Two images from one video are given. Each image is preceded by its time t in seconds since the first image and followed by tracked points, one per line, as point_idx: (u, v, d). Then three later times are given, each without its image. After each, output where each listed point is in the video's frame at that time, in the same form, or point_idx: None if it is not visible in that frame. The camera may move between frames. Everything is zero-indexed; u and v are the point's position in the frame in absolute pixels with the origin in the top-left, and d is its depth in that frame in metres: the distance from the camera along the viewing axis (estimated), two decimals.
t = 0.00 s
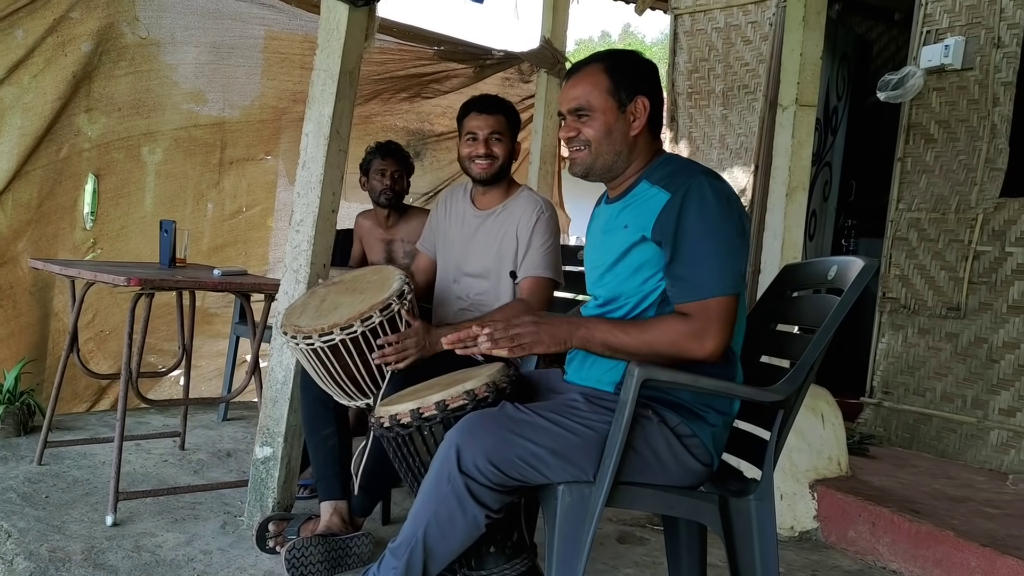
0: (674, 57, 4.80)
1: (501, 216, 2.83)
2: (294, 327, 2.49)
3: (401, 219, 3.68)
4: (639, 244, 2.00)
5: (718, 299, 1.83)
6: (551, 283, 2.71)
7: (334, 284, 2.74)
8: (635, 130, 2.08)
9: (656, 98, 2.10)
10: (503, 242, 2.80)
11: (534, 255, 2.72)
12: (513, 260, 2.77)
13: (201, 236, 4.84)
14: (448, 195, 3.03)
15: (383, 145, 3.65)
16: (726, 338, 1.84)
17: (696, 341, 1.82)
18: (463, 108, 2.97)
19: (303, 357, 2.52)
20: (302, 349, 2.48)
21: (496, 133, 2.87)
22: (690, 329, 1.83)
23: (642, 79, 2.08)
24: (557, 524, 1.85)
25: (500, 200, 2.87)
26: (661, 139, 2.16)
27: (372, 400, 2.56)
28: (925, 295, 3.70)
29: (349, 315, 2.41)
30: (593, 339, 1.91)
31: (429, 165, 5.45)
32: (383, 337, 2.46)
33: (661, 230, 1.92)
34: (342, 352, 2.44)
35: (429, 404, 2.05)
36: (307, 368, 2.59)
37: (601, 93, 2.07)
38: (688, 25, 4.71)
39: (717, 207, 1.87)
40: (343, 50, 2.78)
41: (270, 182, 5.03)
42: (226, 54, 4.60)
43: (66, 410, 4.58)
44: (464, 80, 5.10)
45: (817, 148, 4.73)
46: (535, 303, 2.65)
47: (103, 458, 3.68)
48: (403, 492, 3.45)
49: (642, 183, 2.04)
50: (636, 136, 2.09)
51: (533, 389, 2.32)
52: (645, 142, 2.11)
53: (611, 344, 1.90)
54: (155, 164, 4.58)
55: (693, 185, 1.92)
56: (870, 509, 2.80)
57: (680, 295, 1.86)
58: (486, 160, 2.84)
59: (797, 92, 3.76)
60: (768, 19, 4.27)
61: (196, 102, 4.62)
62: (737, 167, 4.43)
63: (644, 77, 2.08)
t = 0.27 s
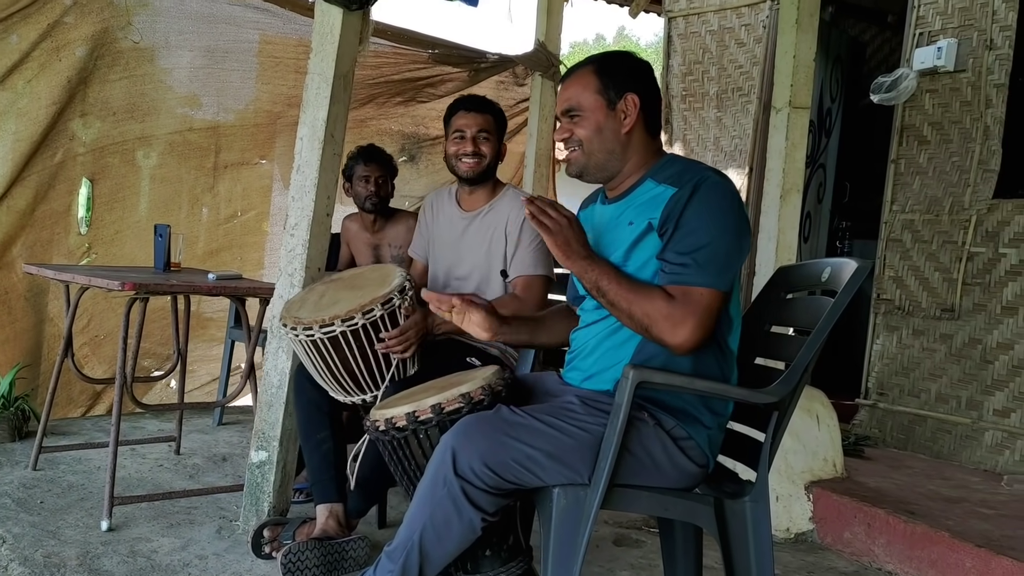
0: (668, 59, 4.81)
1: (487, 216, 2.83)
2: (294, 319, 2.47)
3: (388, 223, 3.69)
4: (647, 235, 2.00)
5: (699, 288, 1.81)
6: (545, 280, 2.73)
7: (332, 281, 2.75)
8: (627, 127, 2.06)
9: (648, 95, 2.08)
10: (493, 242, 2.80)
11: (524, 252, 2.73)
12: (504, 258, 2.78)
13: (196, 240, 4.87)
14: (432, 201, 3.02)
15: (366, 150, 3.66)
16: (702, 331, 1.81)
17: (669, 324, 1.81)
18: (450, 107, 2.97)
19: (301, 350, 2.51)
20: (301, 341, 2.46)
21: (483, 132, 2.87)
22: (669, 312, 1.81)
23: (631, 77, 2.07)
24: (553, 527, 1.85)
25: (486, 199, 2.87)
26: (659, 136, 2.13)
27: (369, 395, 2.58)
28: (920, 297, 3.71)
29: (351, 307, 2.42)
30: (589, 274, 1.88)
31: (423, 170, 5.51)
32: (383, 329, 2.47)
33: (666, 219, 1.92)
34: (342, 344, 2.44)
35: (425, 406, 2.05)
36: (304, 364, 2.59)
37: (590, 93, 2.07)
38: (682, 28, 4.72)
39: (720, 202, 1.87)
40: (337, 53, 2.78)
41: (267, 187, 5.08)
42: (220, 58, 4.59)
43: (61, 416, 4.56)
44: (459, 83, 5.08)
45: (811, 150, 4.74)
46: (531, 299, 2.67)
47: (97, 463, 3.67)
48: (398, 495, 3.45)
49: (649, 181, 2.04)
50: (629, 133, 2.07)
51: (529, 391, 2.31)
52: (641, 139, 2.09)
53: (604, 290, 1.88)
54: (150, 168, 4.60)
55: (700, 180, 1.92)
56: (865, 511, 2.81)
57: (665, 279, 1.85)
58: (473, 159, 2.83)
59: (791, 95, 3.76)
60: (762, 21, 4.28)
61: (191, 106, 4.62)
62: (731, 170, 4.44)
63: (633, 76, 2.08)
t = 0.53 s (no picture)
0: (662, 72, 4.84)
1: (473, 226, 2.84)
2: (287, 344, 2.47)
3: (382, 238, 3.70)
4: (636, 247, 2.00)
5: (693, 299, 1.81)
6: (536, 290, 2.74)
7: (326, 301, 2.75)
8: (624, 133, 2.08)
9: (646, 102, 2.09)
10: (480, 253, 2.81)
11: (512, 263, 2.74)
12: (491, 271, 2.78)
13: (192, 256, 4.84)
14: (417, 214, 3.03)
15: (360, 166, 3.68)
16: (698, 343, 1.81)
17: (665, 338, 1.81)
18: (425, 120, 2.95)
19: (295, 375, 2.52)
20: (295, 367, 2.47)
21: (462, 144, 2.85)
22: (664, 327, 1.82)
23: (630, 85, 2.08)
24: (550, 541, 1.85)
25: (471, 211, 2.88)
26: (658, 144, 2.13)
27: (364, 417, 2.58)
28: (915, 307, 3.73)
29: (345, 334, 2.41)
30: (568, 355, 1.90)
31: (418, 183, 5.45)
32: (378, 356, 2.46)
33: (657, 228, 1.93)
34: (336, 370, 2.44)
35: (422, 421, 2.05)
36: (299, 387, 2.59)
37: (590, 99, 2.09)
38: (674, 40, 4.75)
39: (711, 212, 1.88)
40: (331, 69, 2.80)
41: (262, 203, 5.04)
42: (215, 74, 4.64)
43: (56, 433, 4.55)
44: (452, 97, 5.07)
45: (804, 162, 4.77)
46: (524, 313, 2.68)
47: (94, 479, 3.66)
48: (396, 510, 3.44)
49: (642, 189, 2.04)
50: (625, 138, 2.08)
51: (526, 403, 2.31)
52: (638, 145, 2.09)
53: (590, 358, 1.89)
54: (146, 185, 4.59)
55: (690, 189, 1.93)
56: (863, 521, 2.81)
57: (659, 292, 1.86)
58: (451, 174, 2.83)
59: (783, 106, 3.78)
60: (754, 33, 4.31)
61: (187, 122, 4.63)
62: (725, 181, 4.46)
63: (634, 83, 2.09)
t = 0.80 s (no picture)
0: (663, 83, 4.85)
1: (472, 240, 2.84)
2: (289, 359, 2.48)
3: (384, 249, 3.71)
4: (623, 251, 2.01)
5: (662, 308, 1.82)
6: (535, 303, 2.73)
7: (327, 314, 2.75)
8: (628, 142, 2.08)
9: (654, 114, 2.09)
10: (479, 267, 2.80)
11: (510, 278, 2.73)
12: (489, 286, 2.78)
13: (194, 269, 4.85)
14: (417, 227, 3.04)
15: (360, 179, 3.69)
16: (660, 350, 1.82)
17: (627, 343, 1.83)
18: (423, 136, 2.95)
19: (298, 389, 2.52)
20: (297, 382, 2.48)
21: (457, 159, 2.86)
22: (628, 329, 1.83)
23: (641, 97, 2.08)
24: (554, 551, 1.85)
25: (470, 224, 2.89)
26: (663, 156, 2.12)
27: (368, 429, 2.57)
28: (918, 315, 3.72)
29: (346, 347, 2.41)
30: (558, 296, 1.89)
31: (421, 195, 5.46)
32: (380, 368, 2.46)
33: (636, 236, 1.93)
34: (339, 384, 2.44)
35: (425, 431, 2.04)
36: (302, 401, 2.60)
37: (598, 106, 2.10)
38: (675, 51, 4.77)
39: (692, 222, 1.87)
40: (334, 81, 2.81)
41: (264, 215, 5.04)
42: (218, 87, 4.66)
43: (59, 446, 4.55)
44: (455, 109, 5.06)
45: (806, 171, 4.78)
46: (523, 326, 2.68)
47: (96, 492, 3.66)
48: (399, 522, 3.43)
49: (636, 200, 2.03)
50: (628, 148, 2.08)
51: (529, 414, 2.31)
52: (641, 155, 2.09)
53: (570, 311, 1.88)
54: (149, 199, 4.60)
55: (673, 198, 1.92)
56: (868, 531, 2.80)
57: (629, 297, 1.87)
58: (447, 189, 2.84)
59: (784, 115, 3.79)
60: (755, 44, 4.33)
61: (190, 136, 4.65)
62: (727, 191, 4.47)
63: (644, 95, 2.09)
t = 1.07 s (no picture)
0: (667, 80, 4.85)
1: (481, 239, 2.84)
2: (295, 358, 2.48)
3: (388, 248, 3.71)
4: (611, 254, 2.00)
5: (638, 315, 1.83)
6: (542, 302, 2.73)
7: (332, 313, 2.75)
8: (639, 143, 2.08)
9: (668, 117, 2.09)
10: (487, 266, 2.80)
11: (518, 276, 2.73)
12: (495, 286, 2.78)
13: (199, 268, 4.86)
14: (424, 225, 3.04)
15: (361, 176, 3.67)
16: (641, 361, 1.84)
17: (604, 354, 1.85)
18: (431, 134, 2.93)
19: (303, 388, 2.53)
20: (303, 380, 2.48)
21: (466, 160, 2.84)
22: (606, 346, 1.86)
23: (658, 99, 2.09)
24: (558, 547, 1.85)
25: (478, 223, 2.88)
26: (673, 159, 2.12)
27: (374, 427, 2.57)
28: (923, 313, 3.72)
29: (352, 345, 2.41)
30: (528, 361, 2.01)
31: (425, 193, 5.46)
32: (387, 367, 2.46)
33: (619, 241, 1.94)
34: (345, 382, 2.44)
35: (430, 428, 2.05)
36: (308, 399, 2.60)
37: (614, 104, 2.10)
38: (679, 49, 4.76)
39: (669, 225, 1.86)
40: (339, 79, 2.81)
41: (268, 214, 5.04)
42: (223, 86, 4.67)
43: (65, 445, 4.56)
44: (459, 107, 5.05)
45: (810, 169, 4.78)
46: (530, 325, 2.68)
47: (103, 490, 3.67)
48: (404, 520, 3.44)
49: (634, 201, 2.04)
50: (638, 149, 2.09)
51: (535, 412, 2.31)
52: (651, 157, 2.09)
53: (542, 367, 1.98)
54: (153, 198, 4.60)
55: (656, 201, 1.91)
56: (873, 529, 2.79)
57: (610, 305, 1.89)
58: (456, 190, 2.83)
59: (789, 113, 3.77)
60: (759, 42, 4.33)
61: (195, 135, 4.66)
62: (731, 189, 4.46)
63: (661, 99, 2.09)
